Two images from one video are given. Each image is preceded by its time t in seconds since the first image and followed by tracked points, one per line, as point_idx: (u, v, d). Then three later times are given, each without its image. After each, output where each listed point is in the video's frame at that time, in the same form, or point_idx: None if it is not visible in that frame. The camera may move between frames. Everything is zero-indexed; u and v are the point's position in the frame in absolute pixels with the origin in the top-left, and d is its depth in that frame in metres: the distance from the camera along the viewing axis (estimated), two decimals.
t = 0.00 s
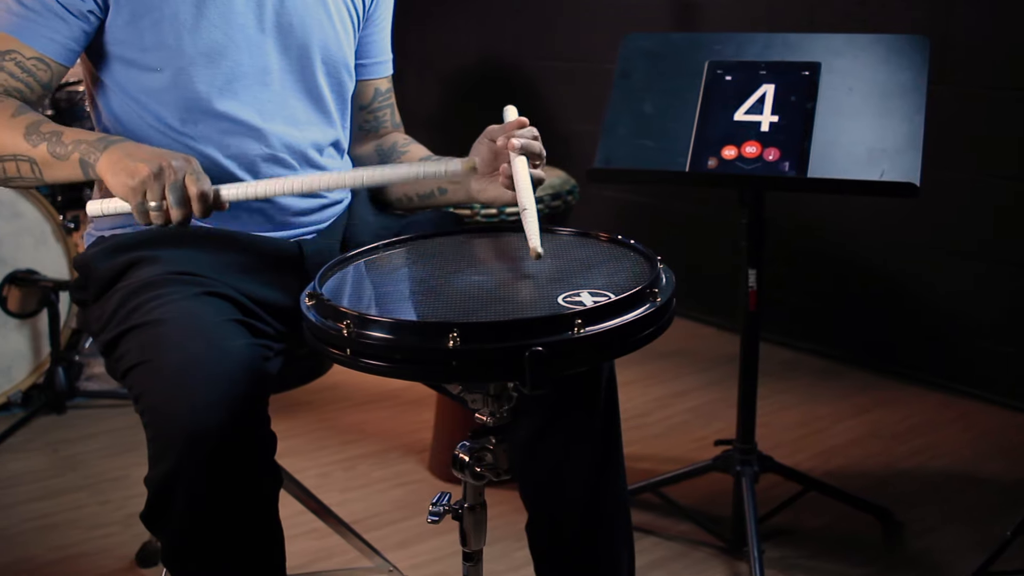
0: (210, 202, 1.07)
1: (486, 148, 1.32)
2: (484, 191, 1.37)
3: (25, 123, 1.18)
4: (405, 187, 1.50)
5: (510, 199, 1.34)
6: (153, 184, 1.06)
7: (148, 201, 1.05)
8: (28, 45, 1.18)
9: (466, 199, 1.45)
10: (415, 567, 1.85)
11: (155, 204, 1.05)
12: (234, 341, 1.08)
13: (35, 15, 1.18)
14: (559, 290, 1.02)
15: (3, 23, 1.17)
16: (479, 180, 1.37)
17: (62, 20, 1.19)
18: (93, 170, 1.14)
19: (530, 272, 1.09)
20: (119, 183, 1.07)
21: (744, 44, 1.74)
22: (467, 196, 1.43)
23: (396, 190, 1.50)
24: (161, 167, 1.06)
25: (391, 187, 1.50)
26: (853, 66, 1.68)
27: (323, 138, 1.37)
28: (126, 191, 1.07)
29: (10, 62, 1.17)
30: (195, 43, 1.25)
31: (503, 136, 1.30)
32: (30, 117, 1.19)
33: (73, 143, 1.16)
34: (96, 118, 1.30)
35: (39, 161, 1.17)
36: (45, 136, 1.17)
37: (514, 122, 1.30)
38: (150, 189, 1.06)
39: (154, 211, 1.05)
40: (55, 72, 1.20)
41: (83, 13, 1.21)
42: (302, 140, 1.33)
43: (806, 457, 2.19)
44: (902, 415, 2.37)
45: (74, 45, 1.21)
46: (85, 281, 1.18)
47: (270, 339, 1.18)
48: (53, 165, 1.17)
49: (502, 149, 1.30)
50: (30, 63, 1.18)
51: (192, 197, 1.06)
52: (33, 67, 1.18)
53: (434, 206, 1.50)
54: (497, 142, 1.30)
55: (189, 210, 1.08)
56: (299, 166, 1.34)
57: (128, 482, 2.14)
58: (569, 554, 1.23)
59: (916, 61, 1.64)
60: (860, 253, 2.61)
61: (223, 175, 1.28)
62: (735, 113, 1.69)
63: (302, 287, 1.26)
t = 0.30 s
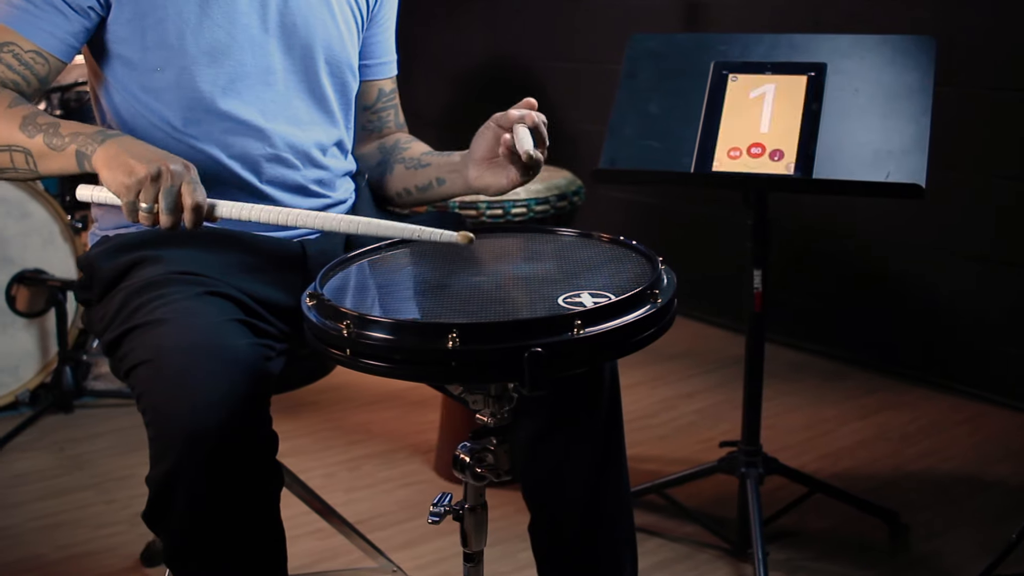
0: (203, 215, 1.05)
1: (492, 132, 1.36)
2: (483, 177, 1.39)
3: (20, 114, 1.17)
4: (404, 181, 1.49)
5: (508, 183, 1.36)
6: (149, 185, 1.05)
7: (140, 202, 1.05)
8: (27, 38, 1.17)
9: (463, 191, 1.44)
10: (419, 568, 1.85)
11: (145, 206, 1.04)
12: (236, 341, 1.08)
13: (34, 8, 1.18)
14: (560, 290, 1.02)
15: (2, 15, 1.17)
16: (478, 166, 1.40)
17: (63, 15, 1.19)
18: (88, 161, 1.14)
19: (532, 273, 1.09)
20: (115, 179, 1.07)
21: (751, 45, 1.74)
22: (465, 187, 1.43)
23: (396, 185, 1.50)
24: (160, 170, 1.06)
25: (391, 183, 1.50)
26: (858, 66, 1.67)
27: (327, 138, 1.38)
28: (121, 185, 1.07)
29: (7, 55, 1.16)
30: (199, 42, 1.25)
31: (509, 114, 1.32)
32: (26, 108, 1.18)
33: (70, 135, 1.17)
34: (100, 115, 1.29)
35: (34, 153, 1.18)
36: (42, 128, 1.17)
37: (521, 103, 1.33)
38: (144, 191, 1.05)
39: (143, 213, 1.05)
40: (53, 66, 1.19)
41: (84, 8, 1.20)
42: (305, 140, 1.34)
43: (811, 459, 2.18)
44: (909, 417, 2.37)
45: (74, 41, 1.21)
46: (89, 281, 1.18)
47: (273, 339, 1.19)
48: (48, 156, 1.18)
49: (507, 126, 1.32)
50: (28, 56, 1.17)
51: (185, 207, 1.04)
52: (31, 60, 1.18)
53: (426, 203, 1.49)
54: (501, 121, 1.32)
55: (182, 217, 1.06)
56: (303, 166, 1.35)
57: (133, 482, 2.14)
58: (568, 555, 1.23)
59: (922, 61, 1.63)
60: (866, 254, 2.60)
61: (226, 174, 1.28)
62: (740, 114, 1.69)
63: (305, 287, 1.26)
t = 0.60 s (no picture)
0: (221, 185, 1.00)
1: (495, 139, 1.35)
2: (493, 183, 1.39)
3: (39, 127, 1.17)
4: (413, 184, 1.49)
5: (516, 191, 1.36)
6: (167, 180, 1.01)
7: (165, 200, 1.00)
8: (41, 50, 1.18)
9: (473, 195, 1.44)
10: (423, 568, 1.85)
11: (172, 200, 0.99)
12: (237, 341, 1.08)
13: (46, 19, 1.19)
14: (560, 291, 1.01)
15: (16, 28, 1.18)
16: (486, 172, 1.40)
17: (74, 23, 1.20)
18: (107, 174, 1.12)
19: (533, 273, 1.09)
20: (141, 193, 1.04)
21: (757, 46, 1.74)
22: (474, 192, 1.43)
23: (404, 188, 1.50)
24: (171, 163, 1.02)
25: (400, 185, 1.51)
26: (864, 67, 1.66)
27: (332, 139, 1.37)
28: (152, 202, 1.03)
29: (23, 69, 1.18)
30: (204, 44, 1.26)
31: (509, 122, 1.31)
32: (44, 122, 1.18)
33: (88, 148, 1.15)
34: (106, 120, 1.30)
35: (53, 167, 1.16)
36: (60, 142, 1.16)
37: (517, 111, 1.31)
38: (166, 185, 1.01)
39: (174, 207, 0.99)
40: (68, 77, 1.21)
41: (94, 16, 1.21)
42: (309, 140, 1.33)
43: (817, 461, 2.17)
44: (915, 420, 2.36)
45: (86, 49, 1.22)
46: (93, 280, 1.19)
47: (275, 338, 1.19)
48: (68, 170, 1.16)
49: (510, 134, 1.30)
50: (43, 68, 1.19)
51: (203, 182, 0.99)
52: (47, 72, 1.19)
53: (436, 205, 1.49)
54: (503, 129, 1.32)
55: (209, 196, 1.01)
56: (307, 167, 1.34)
57: (140, 481, 2.14)
58: (570, 556, 1.23)
59: (929, 62, 1.62)
60: (873, 256, 2.59)
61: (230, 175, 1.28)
62: (746, 115, 1.69)
63: (307, 287, 1.26)
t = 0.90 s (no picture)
0: (217, 234, 1.03)
1: (500, 139, 1.36)
2: (496, 182, 1.38)
3: (41, 125, 1.18)
4: (419, 183, 1.49)
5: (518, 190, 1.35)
6: (161, 211, 1.03)
7: (154, 228, 1.03)
8: (44, 47, 1.19)
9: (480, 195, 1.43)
10: (428, 568, 1.85)
11: (160, 231, 1.02)
12: (239, 340, 1.08)
13: (50, 16, 1.19)
14: (561, 292, 1.01)
15: (19, 25, 1.18)
16: (491, 172, 1.39)
17: (77, 21, 1.20)
18: (104, 177, 1.14)
19: (536, 274, 1.09)
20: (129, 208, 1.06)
21: (762, 47, 1.73)
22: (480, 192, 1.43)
23: (410, 188, 1.50)
24: (171, 195, 1.04)
25: (406, 185, 1.50)
26: (870, 68, 1.66)
27: (337, 138, 1.37)
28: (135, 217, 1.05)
29: (25, 65, 1.19)
30: (209, 42, 1.26)
31: (513, 124, 1.32)
32: (45, 120, 1.19)
33: (87, 148, 1.17)
34: (111, 117, 1.30)
35: (52, 165, 1.17)
36: (60, 141, 1.17)
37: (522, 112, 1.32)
38: (157, 216, 1.03)
39: (159, 238, 1.02)
40: (71, 74, 1.21)
41: (97, 14, 1.21)
42: (314, 139, 1.34)
43: (824, 463, 2.16)
44: (923, 422, 2.35)
45: (89, 47, 1.22)
46: (98, 279, 1.19)
47: (279, 338, 1.19)
48: (66, 169, 1.17)
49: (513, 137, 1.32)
50: (46, 65, 1.19)
51: (198, 229, 1.03)
52: (49, 69, 1.19)
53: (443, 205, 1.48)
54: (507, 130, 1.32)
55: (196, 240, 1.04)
56: (312, 167, 1.35)
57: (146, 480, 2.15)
58: (573, 557, 1.23)
59: (936, 63, 1.61)
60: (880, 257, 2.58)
61: (235, 174, 1.28)
62: (752, 117, 1.68)
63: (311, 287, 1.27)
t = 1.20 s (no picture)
0: (216, 214, 1.06)
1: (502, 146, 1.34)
2: (498, 189, 1.37)
3: (41, 121, 1.18)
4: (422, 188, 1.49)
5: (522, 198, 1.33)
6: (161, 190, 1.05)
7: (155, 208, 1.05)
8: (47, 44, 1.19)
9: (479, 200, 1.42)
10: (432, 568, 1.85)
11: (162, 211, 1.04)
12: (240, 339, 1.08)
13: (55, 14, 1.19)
14: (561, 293, 1.01)
15: (22, 22, 1.18)
16: (493, 179, 1.38)
17: (81, 19, 1.20)
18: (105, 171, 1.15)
19: (537, 274, 1.09)
20: (129, 189, 1.07)
21: (768, 48, 1.73)
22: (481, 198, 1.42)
23: (413, 190, 1.50)
24: (172, 175, 1.06)
25: (409, 187, 1.50)
26: (877, 69, 1.65)
27: (342, 139, 1.38)
28: (135, 197, 1.07)
29: (29, 62, 1.19)
30: (214, 42, 1.26)
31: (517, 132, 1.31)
32: (46, 116, 1.19)
33: (88, 144, 1.18)
34: (115, 115, 1.30)
35: (53, 160, 1.18)
36: (60, 136, 1.18)
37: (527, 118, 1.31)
38: (159, 196, 1.05)
39: (161, 218, 1.04)
40: (74, 71, 1.22)
41: (101, 12, 1.22)
42: (319, 140, 1.34)
43: (829, 465, 2.16)
44: (930, 425, 2.34)
45: (93, 45, 1.22)
46: (101, 279, 1.19)
47: (282, 339, 1.19)
48: (67, 164, 1.18)
49: (516, 145, 1.30)
50: (48, 62, 1.19)
51: (199, 208, 1.05)
52: (52, 66, 1.20)
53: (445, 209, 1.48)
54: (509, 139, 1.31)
55: (196, 220, 1.06)
56: (316, 168, 1.35)
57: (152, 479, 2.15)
58: (576, 557, 1.22)
59: (942, 64, 1.60)
60: (887, 258, 2.57)
61: (240, 175, 1.29)
62: (758, 117, 1.68)
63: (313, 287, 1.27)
